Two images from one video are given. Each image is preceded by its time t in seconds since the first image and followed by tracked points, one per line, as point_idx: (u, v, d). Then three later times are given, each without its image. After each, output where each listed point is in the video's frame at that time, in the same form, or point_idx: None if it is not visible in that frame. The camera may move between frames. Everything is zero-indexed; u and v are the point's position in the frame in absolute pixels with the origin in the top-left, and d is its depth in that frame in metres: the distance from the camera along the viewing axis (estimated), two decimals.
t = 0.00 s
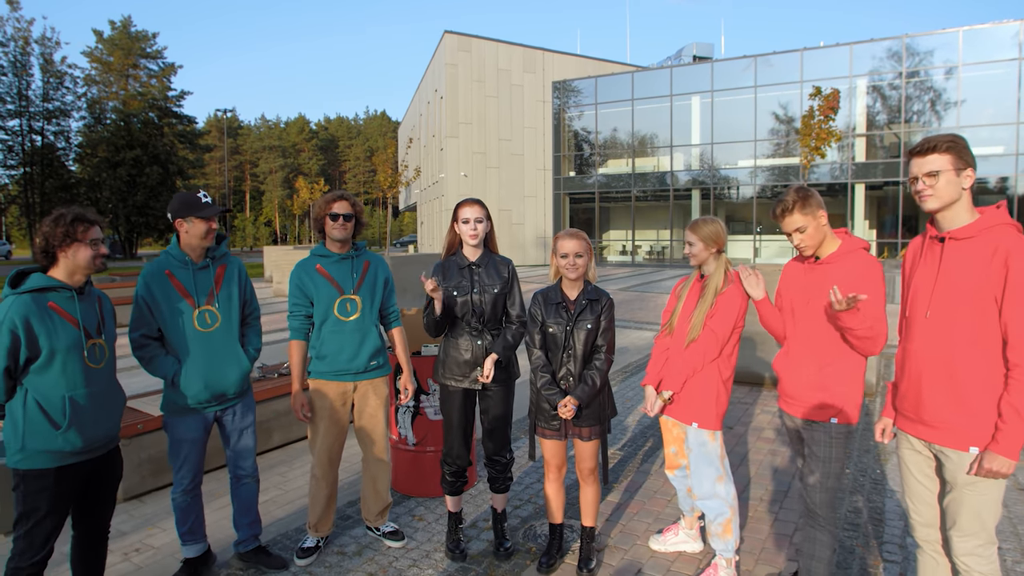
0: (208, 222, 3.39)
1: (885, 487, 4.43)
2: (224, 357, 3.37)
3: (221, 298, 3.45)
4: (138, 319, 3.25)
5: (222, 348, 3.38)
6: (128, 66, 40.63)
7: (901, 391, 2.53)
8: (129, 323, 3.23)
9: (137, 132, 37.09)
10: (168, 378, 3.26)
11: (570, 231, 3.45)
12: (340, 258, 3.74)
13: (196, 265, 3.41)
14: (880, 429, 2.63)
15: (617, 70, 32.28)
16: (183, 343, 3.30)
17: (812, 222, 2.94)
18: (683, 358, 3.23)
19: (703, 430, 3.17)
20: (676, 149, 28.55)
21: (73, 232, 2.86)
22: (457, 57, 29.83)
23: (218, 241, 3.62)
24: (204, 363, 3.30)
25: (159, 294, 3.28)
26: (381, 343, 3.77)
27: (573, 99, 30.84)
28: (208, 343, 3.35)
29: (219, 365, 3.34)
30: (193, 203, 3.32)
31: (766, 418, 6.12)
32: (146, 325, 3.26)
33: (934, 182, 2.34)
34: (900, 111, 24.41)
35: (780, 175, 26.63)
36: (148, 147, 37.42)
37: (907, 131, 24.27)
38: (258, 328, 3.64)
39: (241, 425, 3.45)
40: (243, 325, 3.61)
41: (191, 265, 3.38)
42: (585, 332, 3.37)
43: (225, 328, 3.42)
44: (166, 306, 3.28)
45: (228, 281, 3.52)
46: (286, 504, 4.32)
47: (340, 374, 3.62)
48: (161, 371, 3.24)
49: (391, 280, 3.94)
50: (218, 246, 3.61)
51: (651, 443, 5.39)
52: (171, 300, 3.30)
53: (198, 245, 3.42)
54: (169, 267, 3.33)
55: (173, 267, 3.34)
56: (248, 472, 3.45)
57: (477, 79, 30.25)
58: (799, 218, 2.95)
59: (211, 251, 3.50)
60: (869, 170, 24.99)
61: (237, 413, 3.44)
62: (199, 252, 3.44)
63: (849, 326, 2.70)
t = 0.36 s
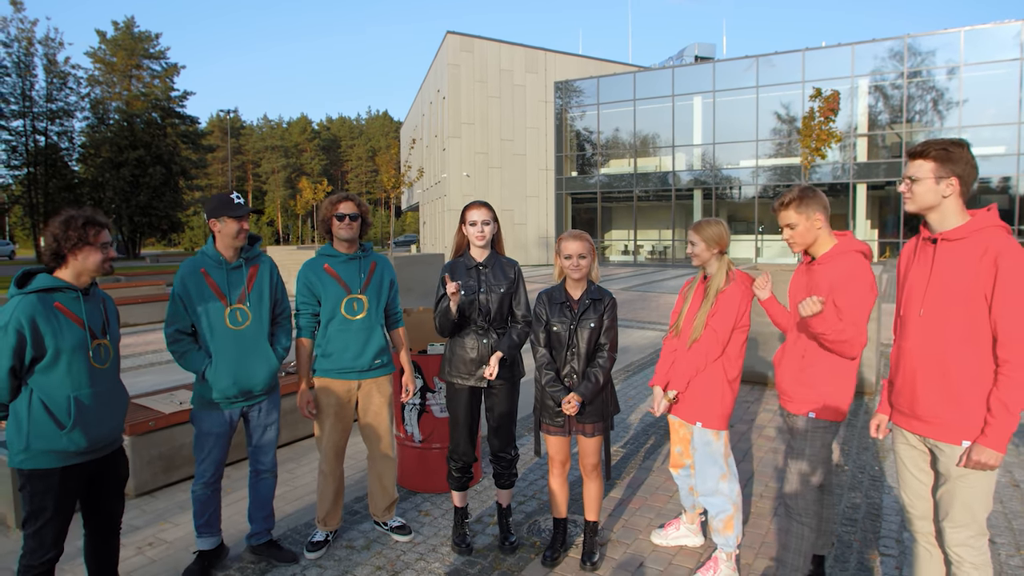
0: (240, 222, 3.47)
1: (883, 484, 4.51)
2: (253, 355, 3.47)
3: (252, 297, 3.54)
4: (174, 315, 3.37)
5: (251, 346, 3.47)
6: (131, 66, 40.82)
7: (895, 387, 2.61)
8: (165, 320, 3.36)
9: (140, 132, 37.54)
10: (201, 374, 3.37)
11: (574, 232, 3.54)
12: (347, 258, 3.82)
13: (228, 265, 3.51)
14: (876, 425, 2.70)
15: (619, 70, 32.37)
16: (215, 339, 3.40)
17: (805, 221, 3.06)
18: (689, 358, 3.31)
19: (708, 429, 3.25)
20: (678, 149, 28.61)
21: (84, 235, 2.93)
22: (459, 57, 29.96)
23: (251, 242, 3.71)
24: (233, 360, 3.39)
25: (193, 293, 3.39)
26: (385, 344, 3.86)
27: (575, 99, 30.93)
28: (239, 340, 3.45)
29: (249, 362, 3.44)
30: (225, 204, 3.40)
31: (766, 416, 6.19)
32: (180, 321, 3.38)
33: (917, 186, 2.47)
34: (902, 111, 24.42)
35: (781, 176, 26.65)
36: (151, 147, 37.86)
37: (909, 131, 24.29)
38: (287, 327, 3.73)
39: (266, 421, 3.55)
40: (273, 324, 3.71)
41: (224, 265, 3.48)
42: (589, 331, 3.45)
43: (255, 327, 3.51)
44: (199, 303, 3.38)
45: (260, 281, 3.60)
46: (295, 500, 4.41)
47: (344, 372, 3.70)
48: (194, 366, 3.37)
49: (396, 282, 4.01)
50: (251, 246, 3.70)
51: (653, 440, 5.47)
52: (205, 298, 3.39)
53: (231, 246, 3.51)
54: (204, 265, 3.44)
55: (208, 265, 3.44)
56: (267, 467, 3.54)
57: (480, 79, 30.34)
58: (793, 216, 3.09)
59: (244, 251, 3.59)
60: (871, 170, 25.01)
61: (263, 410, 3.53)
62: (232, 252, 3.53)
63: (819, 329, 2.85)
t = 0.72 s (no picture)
0: (263, 228, 3.57)
1: (874, 481, 4.62)
2: (270, 357, 3.55)
3: (271, 302, 3.62)
4: (195, 315, 3.43)
5: (269, 348, 3.55)
6: (127, 66, 40.76)
7: (883, 384, 2.70)
8: (188, 319, 3.43)
9: (137, 133, 37.64)
10: (218, 373, 3.43)
11: (571, 236, 3.63)
12: (348, 261, 3.90)
13: (250, 269, 3.60)
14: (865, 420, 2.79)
15: (616, 72, 32.52)
16: (234, 340, 3.47)
17: (800, 222, 3.18)
18: (687, 359, 3.39)
19: (705, 429, 3.34)
20: (675, 150, 28.74)
21: (74, 240, 2.87)
22: (457, 58, 30.06)
23: (271, 248, 3.80)
24: (250, 361, 3.47)
25: (215, 294, 3.47)
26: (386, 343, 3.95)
27: (572, 100, 31.08)
28: (257, 342, 3.53)
29: (264, 365, 3.51)
30: (249, 209, 3.51)
31: (761, 415, 6.29)
32: (201, 321, 3.45)
33: (904, 193, 2.57)
34: (898, 112, 24.57)
35: (777, 177, 26.77)
36: (148, 148, 37.92)
37: (905, 132, 24.43)
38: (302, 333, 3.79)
39: (275, 419, 3.62)
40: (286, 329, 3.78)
41: (247, 269, 3.58)
42: (587, 330, 3.54)
43: (273, 331, 3.60)
44: (220, 305, 3.47)
45: (279, 286, 3.69)
46: (299, 498, 4.49)
47: (347, 371, 3.78)
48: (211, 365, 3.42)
49: (395, 283, 4.09)
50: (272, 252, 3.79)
51: (650, 438, 5.56)
52: (226, 300, 3.49)
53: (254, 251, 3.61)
54: (227, 269, 3.54)
55: (231, 269, 3.54)
56: (275, 463, 3.62)
57: (477, 80, 30.48)
58: (790, 216, 3.20)
59: (264, 258, 3.68)
60: (866, 171, 25.18)
61: (274, 408, 3.61)
62: (254, 257, 3.63)
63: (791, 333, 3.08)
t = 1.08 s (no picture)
0: (257, 229, 3.64)
1: (867, 476, 4.72)
2: (266, 355, 3.64)
3: (264, 300, 3.72)
4: (191, 314, 3.48)
5: (265, 346, 3.65)
6: (127, 66, 40.73)
7: (871, 379, 2.80)
8: (183, 317, 3.46)
9: (137, 132, 37.44)
10: (216, 370, 3.48)
11: (570, 235, 3.71)
12: (355, 265, 3.98)
13: (244, 268, 3.68)
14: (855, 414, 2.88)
15: (615, 71, 32.61)
16: (231, 338, 3.55)
17: (791, 221, 3.26)
18: (684, 356, 3.48)
19: (703, 425, 3.43)
20: (674, 150, 28.82)
21: (83, 240, 2.93)
22: (457, 58, 30.14)
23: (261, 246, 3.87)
24: (249, 359, 3.55)
25: (212, 293, 3.53)
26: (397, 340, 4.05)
27: (571, 100, 31.18)
28: (253, 341, 3.61)
29: (262, 361, 3.60)
30: (245, 209, 3.59)
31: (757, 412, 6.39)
32: (198, 320, 3.49)
33: (893, 195, 2.66)
34: (897, 112, 24.66)
35: (775, 177, 26.83)
36: (148, 147, 37.74)
37: (905, 132, 24.50)
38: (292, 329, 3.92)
39: (272, 415, 3.71)
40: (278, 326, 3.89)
41: (241, 268, 3.65)
42: (585, 327, 3.63)
43: (267, 328, 3.69)
44: (216, 303, 3.53)
45: (271, 285, 3.79)
46: (303, 492, 4.58)
47: (363, 369, 3.86)
48: (210, 362, 3.48)
49: (399, 281, 4.20)
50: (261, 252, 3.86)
51: (648, 435, 5.65)
52: (222, 298, 3.56)
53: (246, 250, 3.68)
54: (221, 268, 3.59)
55: (225, 268, 3.60)
56: (275, 458, 3.71)
57: (477, 80, 30.56)
58: (782, 214, 3.28)
59: (257, 257, 3.76)
60: (866, 170, 25.26)
61: (270, 404, 3.70)
62: (247, 255, 3.70)
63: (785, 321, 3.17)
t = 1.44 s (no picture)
0: (242, 235, 3.70)
1: (858, 473, 4.82)
2: (250, 357, 3.69)
3: (248, 304, 3.79)
4: (174, 317, 3.53)
5: (248, 349, 3.70)
6: (127, 66, 40.70)
7: (857, 377, 2.90)
8: (166, 320, 3.52)
9: (135, 132, 36.99)
10: (201, 372, 3.53)
11: (567, 236, 3.79)
12: (358, 267, 4.06)
13: (227, 272, 3.74)
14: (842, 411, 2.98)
15: (614, 73, 32.73)
16: (215, 341, 3.61)
17: (781, 221, 3.36)
18: (678, 354, 3.58)
19: (696, 420, 3.52)
20: (672, 151, 28.92)
21: (110, 241, 3.08)
22: (456, 59, 30.23)
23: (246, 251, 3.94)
24: (233, 361, 3.61)
25: (195, 296, 3.59)
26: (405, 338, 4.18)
27: (570, 101, 31.29)
28: (235, 343, 3.67)
29: (246, 363, 3.66)
30: (232, 216, 3.64)
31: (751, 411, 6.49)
32: (181, 323, 3.55)
33: (879, 199, 2.76)
34: (896, 112, 24.74)
35: (774, 178, 26.89)
36: (147, 147, 37.36)
37: (904, 133, 24.57)
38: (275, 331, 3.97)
39: (260, 415, 3.76)
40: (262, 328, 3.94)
41: (224, 272, 3.71)
42: (581, 327, 3.73)
43: (250, 331, 3.75)
44: (200, 307, 3.59)
45: (255, 288, 3.85)
46: (305, 489, 4.67)
47: (376, 367, 3.97)
48: (194, 364, 3.53)
49: (403, 282, 4.30)
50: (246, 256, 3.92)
51: (644, 433, 5.75)
52: (206, 302, 3.61)
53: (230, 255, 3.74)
54: (204, 272, 3.65)
55: (208, 272, 3.66)
56: (275, 458, 3.78)
57: (476, 81, 30.65)
58: (771, 215, 3.38)
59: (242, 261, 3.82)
60: (864, 171, 25.39)
61: (256, 404, 3.75)
62: (232, 260, 3.76)
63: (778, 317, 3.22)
